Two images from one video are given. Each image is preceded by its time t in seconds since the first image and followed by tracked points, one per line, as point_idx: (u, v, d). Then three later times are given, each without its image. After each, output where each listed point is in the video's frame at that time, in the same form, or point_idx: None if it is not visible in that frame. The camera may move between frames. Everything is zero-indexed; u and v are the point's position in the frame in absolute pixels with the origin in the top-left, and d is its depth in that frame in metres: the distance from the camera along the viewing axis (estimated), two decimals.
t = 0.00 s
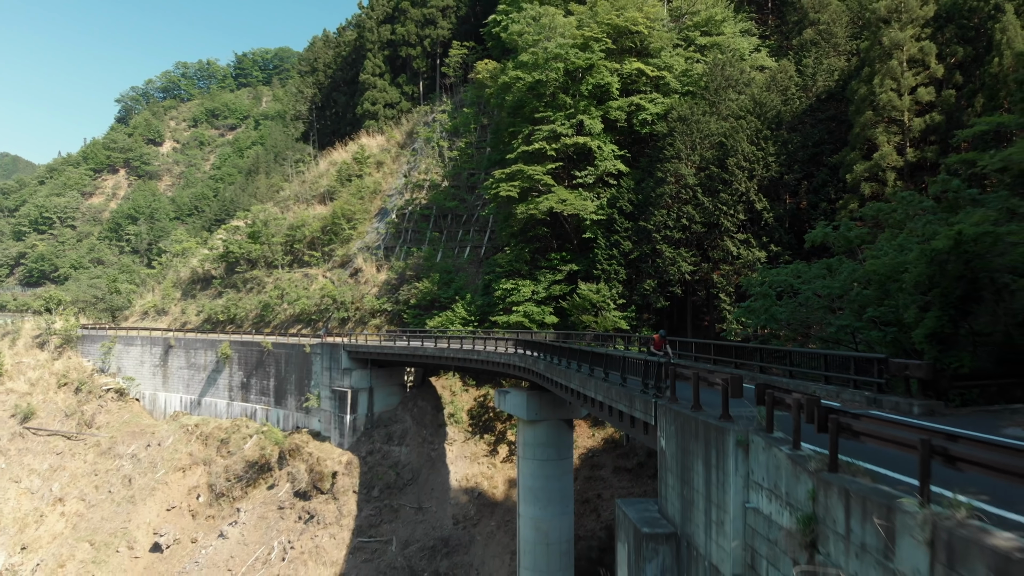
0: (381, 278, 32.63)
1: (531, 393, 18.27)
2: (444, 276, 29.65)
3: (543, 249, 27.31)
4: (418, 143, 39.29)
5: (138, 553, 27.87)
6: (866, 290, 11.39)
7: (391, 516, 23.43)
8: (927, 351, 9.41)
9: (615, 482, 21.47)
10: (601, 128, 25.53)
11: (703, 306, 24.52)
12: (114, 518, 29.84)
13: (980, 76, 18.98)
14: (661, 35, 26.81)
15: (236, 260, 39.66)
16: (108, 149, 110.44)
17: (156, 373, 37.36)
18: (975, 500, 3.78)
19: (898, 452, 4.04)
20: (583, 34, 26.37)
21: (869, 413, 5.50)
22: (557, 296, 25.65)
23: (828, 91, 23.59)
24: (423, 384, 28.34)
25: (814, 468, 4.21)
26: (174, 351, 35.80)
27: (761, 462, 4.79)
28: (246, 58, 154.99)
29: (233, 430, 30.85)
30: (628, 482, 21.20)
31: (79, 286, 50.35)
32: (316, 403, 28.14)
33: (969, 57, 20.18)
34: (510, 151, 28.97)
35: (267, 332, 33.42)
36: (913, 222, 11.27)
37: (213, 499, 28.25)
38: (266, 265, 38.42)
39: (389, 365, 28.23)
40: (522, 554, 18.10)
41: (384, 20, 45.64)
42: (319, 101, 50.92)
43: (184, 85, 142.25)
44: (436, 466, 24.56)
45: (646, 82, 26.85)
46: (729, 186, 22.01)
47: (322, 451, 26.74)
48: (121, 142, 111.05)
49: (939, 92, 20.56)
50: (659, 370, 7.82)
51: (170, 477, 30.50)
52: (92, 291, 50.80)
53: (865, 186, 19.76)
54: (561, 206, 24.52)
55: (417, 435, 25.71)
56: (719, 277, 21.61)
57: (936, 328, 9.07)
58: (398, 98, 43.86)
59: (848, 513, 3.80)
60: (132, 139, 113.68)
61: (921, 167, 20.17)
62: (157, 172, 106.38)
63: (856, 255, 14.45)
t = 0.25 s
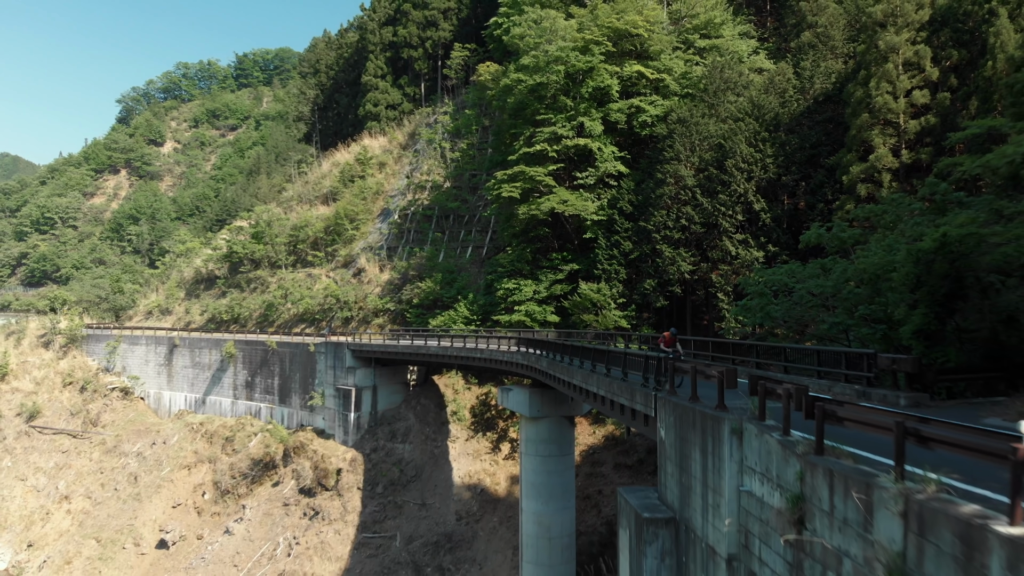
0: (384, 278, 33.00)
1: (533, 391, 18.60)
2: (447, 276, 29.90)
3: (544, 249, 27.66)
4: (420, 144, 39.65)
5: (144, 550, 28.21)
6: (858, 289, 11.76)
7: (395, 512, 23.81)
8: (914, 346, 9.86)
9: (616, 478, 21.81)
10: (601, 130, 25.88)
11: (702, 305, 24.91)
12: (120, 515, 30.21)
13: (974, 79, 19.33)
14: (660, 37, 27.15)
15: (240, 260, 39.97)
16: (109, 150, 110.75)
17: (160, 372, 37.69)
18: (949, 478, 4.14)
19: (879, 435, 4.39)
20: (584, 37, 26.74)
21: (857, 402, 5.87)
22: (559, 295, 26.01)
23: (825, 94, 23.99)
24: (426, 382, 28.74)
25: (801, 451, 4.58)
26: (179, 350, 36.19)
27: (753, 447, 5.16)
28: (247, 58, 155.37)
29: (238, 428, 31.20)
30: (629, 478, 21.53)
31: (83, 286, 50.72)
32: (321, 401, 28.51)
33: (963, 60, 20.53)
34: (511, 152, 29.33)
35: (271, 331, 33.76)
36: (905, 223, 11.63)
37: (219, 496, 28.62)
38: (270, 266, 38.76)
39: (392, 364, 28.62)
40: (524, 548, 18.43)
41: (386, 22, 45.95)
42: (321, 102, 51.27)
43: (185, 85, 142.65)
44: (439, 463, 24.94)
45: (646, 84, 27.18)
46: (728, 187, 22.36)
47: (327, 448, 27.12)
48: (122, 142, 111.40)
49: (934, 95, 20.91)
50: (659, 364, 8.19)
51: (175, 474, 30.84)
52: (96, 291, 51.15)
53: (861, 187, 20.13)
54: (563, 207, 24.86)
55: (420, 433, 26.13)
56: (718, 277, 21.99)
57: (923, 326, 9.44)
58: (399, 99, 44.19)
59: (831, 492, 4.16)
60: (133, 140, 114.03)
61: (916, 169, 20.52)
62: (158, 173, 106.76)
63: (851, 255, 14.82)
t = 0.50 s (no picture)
0: (387, 278, 33.38)
1: (535, 388, 18.96)
2: (449, 276, 30.30)
3: (546, 249, 28.03)
4: (422, 145, 40.04)
5: (150, 546, 28.58)
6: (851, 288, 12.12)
7: (398, 509, 24.20)
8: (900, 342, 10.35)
9: (616, 474, 22.17)
10: (601, 132, 26.24)
11: (701, 304, 25.27)
12: (127, 512, 30.59)
13: (968, 82, 19.68)
14: (660, 41, 27.48)
15: (244, 260, 40.29)
16: (111, 150, 111.17)
17: (165, 371, 38.04)
18: (925, 459, 4.51)
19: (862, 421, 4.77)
20: (584, 40, 27.13)
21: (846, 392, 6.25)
22: (560, 294, 26.39)
23: (823, 96, 24.35)
24: (429, 380, 29.14)
25: (788, 437, 4.95)
26: (183, 349, 36.57)
27: (746, 434, 5.53)
28: (248, 59, 155.87)
29: (243, 426, 31.57)
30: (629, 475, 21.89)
31: (87, 286, 51.14)
32: (325, 399, 28.87)
33: (959, 64, 20.88)
34: (513, 154, 29.72)
35: (275, 330, 34.12)
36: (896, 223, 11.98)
37: (224, 493, 28.99)
38: (273, 265, 39.13)
39: (395, 362, 28.98)
40: (526, 542, 18.77)
41: (388, 24, 46.29)
42: (323, 103, 51.67)
43: (186, 86, 143.10)
44: (442, 460, 25.32)
45: (646, 86, 27.51)
46: (727, 188, 22.72)
47: (331, 445, 27.48)
48: (124, 142, 111.80)
49: (929, 98, 21.25)
50: (658, 360, 8.57)
51: (181, 472, 31.21)
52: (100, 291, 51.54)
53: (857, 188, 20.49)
54: (564, 208, 25.22)
55: (423, 430, 26.50)
56: (717, 277, 22.36)
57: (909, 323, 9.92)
58: (401, 101, 44.56)
59: (815, 473, 4.54)
60: (135, 140, 114.42)
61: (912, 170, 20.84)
62: (160, 173, 107.17)
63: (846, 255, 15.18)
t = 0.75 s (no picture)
0: (390, 278, 33.79)
1: (537, 386, 19.38)
2: (451, 276, 30.73)
3: (547, 249, 28.43)
4: (425, 147, 40.46)
5: (156, 543, 28.96)
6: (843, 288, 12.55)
7: (402, 504, 24.60)
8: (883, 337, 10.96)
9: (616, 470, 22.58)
10: (601, 134, 26.63)
11: (700, 303, 25.67)
12: (133, 509, 30.99)
13: (961, 86, 20.07)
14: (659, 44, 27.85)
15: (248, 260, 40.61)
16: (112, 150, 111.58)
17: (170, 370, 38.42)
18: (903, 442, 4.90)
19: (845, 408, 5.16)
20: (585, 43, 27.52)
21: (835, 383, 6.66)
22: (561, 294, 26.78)
23: (820, 99, 24.72)
24: (432, 379, 29.58)
25: (777, 423, 5.34)
26: (188, 349, 36.97)
27: (739, 423, 5.93)
28: (249, 59, 156.31)
29: (248, 424, 31.96)
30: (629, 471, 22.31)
31: (91, 286, 51.54)
32: (329, 397, 29.26)
33: (953, 68, 21.28)
34: (515, 155, 30.14)
35: (279, 330, 34.51)
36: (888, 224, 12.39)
37: (229, 490, 29.38)
38: (277, 265, 39.51)
39: (399, 361, 29.40)
40: (528, 537, 19.16)
41: (391, 26, 46.50)
42: (326, 105, 52.05)
43: (187, 86, 143.52)
44: (445, 457, 25.72)
45: (646, 89, 27.87)
46: (725, 190, 23.11)
47: (335, 443, 27.87)
48: (126, 143, 112.17)
49: (924, 101, 21.62)
50: (658, 355, 8.97)
51: (187, 469, 31.60)
52: (104, 290, 51.96)
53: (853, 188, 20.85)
54: (565, 208, 25.61)
55: (427, 427, 26.90)
56: (715, 276, 22.76)
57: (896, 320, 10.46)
58: (403, 102, 44.92)
59: (801, 456, 4.93)
60: (136, 140, 114.80)
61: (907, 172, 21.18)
62: (161, 173, 107.54)
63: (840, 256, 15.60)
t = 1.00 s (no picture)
0: (393, 277, 34.21)
1: (539, 383, 19.80)
2: (454, 275, 31.16)
3: (548, 249, 28.85)
4: (427, 148, 40.89)
5: (163, 539, 29.40)
6: (835, 286, 12.98)
7: (406, 500, 25.03)
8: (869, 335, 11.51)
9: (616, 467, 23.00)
10: (602, 136, 27.05)
11: (699, 303, 26.10)
12: (139, 506, 31.42)
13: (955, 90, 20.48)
14: (659, 47, 28.24)
15: (252, 260, 41.00)
16: (114, 150, 112.08)
17: (175, 368, 38.84)
18: (884, 427, 5.33)
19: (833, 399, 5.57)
20: (585, 47, 27.95)
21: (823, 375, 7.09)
22: (562, 293, 27.21)
23: (817, 101, 25.09)
24: (434, 377, 30.03)
25: (767, 412, 5.76)
26: (193, 348, 37.39)
27: (732, 413, 6.34)
28: (250, 60, 156.75)
29: (252, 422, 32.40)
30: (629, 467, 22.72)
31: (95, 286, 52.00)
32: (334, 395, 29.68)
33: (947, 71, 21.69)
34: (516, 156, 30.58)
35: (283, 329, 34.93)
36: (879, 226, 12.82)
37: (235, 487, 29.81)
38: (281, 265, 39.93)
39: (402, 359, 29.84)
40: (530, 531, 19.58)
41: (392, 28, 47.00)
42: (328, 106, 52.48)
43: (188, 87, 143.96)
44: (448, 454, 26.14)
45: (645, 92, 28.27)
46: (724, 191, 23.53)
47: (340, 440, 28.29)
48: (127, 143, 112.63)
49: (919, 104, 22.03)
50: (657, 351, 9.39)
51: (192, 467, 32.01)
52: (108, 290, 52.43)
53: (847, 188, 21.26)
54: (566, 209, 26.03)
55: (430, 425, 27.33)
56: (714, 276, 23.17)
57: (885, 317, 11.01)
58: (405, 103, 45.33)
59: (787, 441, 5.35)
60: (138, 141, 115.25)
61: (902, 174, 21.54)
62: (163, 174, 107.98)
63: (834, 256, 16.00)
